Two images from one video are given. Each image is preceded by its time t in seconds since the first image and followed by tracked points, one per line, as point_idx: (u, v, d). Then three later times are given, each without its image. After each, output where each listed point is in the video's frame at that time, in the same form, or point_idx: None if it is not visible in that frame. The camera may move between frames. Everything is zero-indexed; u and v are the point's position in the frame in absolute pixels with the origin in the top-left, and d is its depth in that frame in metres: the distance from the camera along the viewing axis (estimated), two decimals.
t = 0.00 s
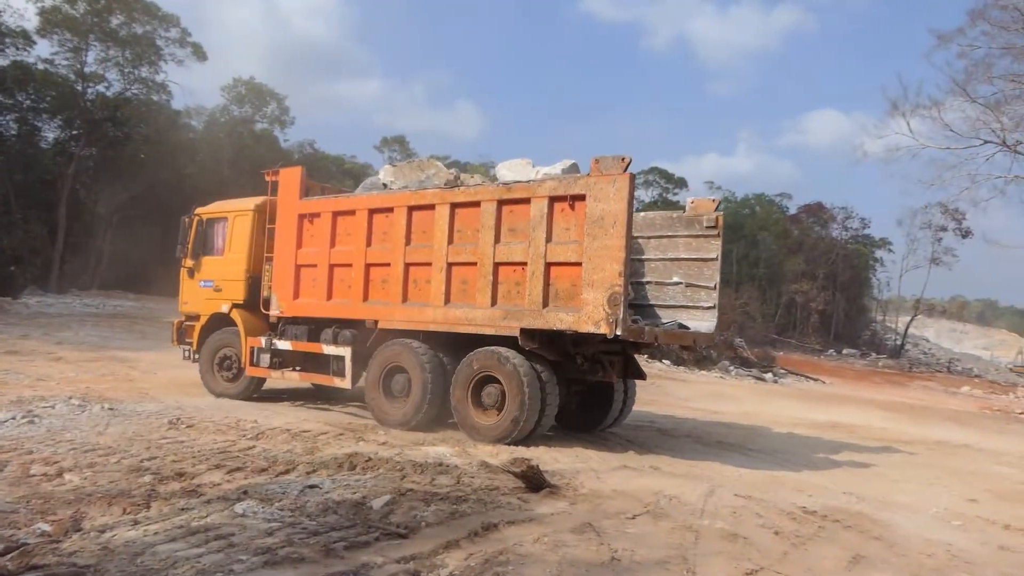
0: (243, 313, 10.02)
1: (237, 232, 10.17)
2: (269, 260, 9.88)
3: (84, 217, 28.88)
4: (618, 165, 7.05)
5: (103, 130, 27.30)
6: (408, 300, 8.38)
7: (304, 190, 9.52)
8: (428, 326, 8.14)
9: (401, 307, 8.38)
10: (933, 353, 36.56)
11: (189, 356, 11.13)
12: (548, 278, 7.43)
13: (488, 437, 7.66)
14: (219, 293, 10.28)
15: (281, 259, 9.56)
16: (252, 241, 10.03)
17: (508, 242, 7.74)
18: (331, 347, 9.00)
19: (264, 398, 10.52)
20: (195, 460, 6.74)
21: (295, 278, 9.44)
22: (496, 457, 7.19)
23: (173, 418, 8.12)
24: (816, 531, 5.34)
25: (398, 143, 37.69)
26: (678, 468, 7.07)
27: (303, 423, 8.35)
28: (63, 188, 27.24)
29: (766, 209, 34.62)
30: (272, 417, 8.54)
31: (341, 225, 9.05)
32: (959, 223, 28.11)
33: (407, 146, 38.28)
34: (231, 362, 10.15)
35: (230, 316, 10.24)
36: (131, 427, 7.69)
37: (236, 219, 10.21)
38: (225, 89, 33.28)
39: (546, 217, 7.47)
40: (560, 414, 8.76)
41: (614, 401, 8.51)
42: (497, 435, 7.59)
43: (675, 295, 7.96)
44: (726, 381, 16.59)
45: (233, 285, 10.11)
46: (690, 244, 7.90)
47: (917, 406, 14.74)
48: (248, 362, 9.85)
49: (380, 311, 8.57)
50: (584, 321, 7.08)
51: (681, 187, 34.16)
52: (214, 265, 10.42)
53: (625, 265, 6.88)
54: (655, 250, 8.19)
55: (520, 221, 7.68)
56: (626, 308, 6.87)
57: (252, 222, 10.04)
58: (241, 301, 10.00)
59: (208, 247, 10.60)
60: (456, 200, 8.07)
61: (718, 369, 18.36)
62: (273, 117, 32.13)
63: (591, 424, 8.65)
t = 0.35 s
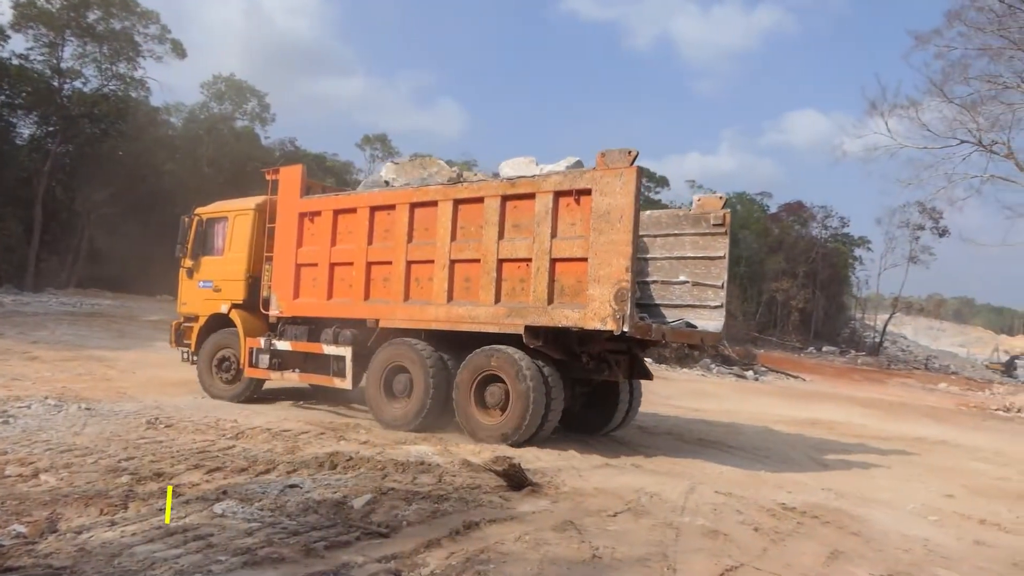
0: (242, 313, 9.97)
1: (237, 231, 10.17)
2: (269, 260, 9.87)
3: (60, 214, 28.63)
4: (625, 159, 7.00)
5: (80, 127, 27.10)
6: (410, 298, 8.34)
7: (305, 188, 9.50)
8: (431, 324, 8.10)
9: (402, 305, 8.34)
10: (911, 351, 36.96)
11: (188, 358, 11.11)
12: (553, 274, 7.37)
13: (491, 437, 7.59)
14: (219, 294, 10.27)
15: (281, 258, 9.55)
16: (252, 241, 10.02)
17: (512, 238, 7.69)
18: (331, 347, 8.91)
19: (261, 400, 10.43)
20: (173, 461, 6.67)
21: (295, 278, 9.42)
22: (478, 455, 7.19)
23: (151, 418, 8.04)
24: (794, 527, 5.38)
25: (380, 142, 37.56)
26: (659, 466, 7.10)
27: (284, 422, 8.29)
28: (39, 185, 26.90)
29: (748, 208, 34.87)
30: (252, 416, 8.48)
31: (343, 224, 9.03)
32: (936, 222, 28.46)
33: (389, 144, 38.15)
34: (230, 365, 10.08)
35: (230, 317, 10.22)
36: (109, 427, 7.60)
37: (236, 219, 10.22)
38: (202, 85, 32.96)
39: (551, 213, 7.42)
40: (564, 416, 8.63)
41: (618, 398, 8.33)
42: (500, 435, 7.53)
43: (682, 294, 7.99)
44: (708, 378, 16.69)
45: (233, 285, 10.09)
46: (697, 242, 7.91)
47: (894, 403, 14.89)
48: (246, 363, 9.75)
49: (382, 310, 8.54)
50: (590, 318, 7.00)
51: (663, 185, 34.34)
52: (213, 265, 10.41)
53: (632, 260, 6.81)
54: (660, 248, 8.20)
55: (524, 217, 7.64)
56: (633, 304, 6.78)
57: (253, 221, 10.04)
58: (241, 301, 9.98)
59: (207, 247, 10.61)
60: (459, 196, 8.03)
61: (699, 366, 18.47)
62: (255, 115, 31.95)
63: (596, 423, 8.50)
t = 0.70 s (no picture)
0: (239, 313, 9.87)
1: (235, 230, 10.10)
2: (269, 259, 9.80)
3: (34, 211, 28.34)
4: (638, 156, 6.93)
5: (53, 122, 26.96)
6: (413, 297, 8.28)
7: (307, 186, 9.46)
8: (435, 324, 8.04)
9: (405, 304, 8.28)
10: (886, 351, 37.41)
11: (183, 358, 11.00)
12: (561, 272, 7.29)
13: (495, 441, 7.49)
14: (215, 293, 10.18)
15: (281, 256, 9.48)
16: (252, 240, 9.95)
17: (521, 236, 7.61)
18: (332, 347, 8.79)
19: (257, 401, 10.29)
20: (148, 461, 6.58)
21: (295, 276, 9.35)
22: (458, 455, 7.17)
23: (126, 418, 7.95)
24: (771, 525, 5.42)
25: (360, 140, 37.38)
26: (638, 466, 7.13)
27: (262, 422, 8.22)
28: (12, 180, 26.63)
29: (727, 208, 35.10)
30: (230, 416, 8.39)
31: (345, 221, 8.97)
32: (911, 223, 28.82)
33: (369, 143, 37.97)
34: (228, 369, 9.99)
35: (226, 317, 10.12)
36: (83, 427, 7.50)
37: (234, 217, 10.15)
38: (179, 82, 32.75)
39: (560, 210, 7.34)
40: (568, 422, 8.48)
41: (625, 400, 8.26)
42: (506, 437, 7.44)
43: (689, 297, 7.77)
44: (686, 378, 16.78)
45: (230, 284, 10.01)
46: (705, 245, 7.69)
47: (870, 402, 15.03)
48: (244, 364, 9.63)
49: (385, 309, 8.47)
50: (600, 317, 6.93)
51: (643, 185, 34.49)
52: (209, 265, 10.33)
53: (644, 258, 6.75)
54: (668, 251, 7.95)
55: (532, 215, 7.57)
56: (645, 303, 6.70)
57: (252, 219, 9.97)
58: (238, 301, 9.89)
59: (204, 246, 10.52)
60: (466, 193, 7.99)
61: (678, 365, 18.56)
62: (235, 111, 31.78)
63: (601, 427, 8.35)
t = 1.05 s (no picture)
0: (232, 314, 9.75)
1: (230, 229, 9.98)
2: (263, 258, 9.70)
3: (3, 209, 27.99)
4: (642, 153, 6.83)
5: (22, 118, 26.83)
6: (411, 298, 8.17)
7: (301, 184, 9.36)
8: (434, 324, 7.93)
9: (403, 304, 8.17)
10: (860, 350, 37.89)
11: (174, 360, 10.87)
12: (563, 272, 7.17)
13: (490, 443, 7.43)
14: (208, 294, 10.07)
15: (275, 255, 9.37)
16: (246, 239, 9.84)
17: (521, 235, 7.51)
18: (328, 349, 8.68)
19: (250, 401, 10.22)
20: (119, 463, 6.48)
21: (290, 277, 9.25)
22: (435, 455, 7.15)
23: (97, 419, 7.83)
24: (745, 523, 5.45)
25: (338, 139, 37.18)
26: (615, 466, 7.14)
27: (237, 423, 8.13)
28: None
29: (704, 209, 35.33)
30: (204, 417, 8.30)
31: (340, 221, 8.87)
32: (884, 224, 29.18)
33: (347, 142, 37.77)
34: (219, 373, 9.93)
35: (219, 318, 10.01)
36: (53, 429, 7.37)
37: (228, 216, 10.04)
38: (153, 79, 32.50)
39: (562, 209, 7.23)
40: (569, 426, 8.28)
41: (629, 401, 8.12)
42: (502, 441, 7.33)
43: (692, 296, 7.81)
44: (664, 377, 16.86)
45: (223, 285, 9.90)
46: (709, 244, 7.71)
47: (843, 400, 15.21)
48: (238, 366, 9.55)
49: (382, 309, 8.36)
50: (603, 318, 6.81)
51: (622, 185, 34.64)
52: (202, 264, 10.23)
53: (648, 257, 6.62)
54: (671, 250, 7.98)
55: (533, 213, 7.46)
56: (649, 304, 6.58)
57: (246, 218, 9.87)
58: (232, 302, 9.79)
59: (196, 245, 10.42)
60: (465, 192, 7.89)
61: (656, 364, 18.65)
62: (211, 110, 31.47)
63: (602, 430, 8.16)
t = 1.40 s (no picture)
0: (211, 315, 9.60)
1: (207, 227, 9.80)
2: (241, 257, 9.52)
3: None
4: (634, 153, 6.68)
5: None
6: (395, 300, 7.97)
7: (282, 182, 9.15)
8: (418, 327, 7.73)
9: (386, 306, 7.97)
10: (817, 350, 38.60)
11: (149, 361, 10.67)
12: (552, 275, 7.00)
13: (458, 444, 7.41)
14: (184, 294, 9.89)
15: (255, 254, 9.19)
16: (223, 238, 9.65)
17: (509, 236, 7.32)
18: (307, 351, 8.51)
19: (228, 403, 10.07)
20: (69, 466, 6.30)
21: (269, 277, 9.05)
22: (395, 456, 7.10)
23: (48, 421, 7.62)
24: (703, 521, 5.50)
25: (301, 137, 36.79)
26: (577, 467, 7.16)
27: (193, 425, 7.98)
28: None
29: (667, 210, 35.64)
30: (160, 419, 8.13)
31: (322, 219, 8.68)
32: (841, 227, 29.77)
33: (310, 139, 37.42)
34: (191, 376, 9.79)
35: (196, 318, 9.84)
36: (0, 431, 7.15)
37: (206, 214, 9.85)
38: (109, 73, 31.87)
39: (551, 209, 7.07)
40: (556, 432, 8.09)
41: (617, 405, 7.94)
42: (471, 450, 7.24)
43: (681, 299, 7.80)
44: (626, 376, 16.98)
45: (199, 285, 9.72)
46: (698, 246, 7.72)
47: (800, 399, 15.50)
48: (215, 368, 9.38)
49: (364, 311, 8.16)
50: (593, 322, 6.65)
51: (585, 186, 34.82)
52: (178, 263, 10.05)
53: (639, 260, 6.48)
54: (660, 252, 7.97)
55: (521, 214, 7.28)
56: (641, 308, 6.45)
57: (224, 216, 9.68)
58: (209, 301, 9.61)
59: (173, 243, 10.24)
60: (451, 191, 7.69)
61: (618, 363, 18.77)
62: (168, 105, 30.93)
63: (590, 436, 7.98)
